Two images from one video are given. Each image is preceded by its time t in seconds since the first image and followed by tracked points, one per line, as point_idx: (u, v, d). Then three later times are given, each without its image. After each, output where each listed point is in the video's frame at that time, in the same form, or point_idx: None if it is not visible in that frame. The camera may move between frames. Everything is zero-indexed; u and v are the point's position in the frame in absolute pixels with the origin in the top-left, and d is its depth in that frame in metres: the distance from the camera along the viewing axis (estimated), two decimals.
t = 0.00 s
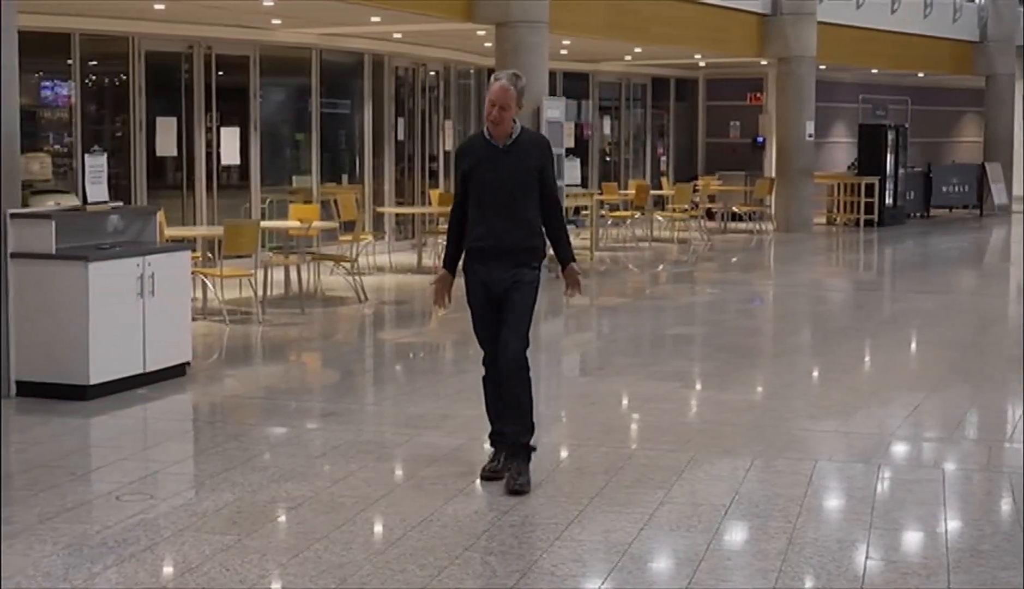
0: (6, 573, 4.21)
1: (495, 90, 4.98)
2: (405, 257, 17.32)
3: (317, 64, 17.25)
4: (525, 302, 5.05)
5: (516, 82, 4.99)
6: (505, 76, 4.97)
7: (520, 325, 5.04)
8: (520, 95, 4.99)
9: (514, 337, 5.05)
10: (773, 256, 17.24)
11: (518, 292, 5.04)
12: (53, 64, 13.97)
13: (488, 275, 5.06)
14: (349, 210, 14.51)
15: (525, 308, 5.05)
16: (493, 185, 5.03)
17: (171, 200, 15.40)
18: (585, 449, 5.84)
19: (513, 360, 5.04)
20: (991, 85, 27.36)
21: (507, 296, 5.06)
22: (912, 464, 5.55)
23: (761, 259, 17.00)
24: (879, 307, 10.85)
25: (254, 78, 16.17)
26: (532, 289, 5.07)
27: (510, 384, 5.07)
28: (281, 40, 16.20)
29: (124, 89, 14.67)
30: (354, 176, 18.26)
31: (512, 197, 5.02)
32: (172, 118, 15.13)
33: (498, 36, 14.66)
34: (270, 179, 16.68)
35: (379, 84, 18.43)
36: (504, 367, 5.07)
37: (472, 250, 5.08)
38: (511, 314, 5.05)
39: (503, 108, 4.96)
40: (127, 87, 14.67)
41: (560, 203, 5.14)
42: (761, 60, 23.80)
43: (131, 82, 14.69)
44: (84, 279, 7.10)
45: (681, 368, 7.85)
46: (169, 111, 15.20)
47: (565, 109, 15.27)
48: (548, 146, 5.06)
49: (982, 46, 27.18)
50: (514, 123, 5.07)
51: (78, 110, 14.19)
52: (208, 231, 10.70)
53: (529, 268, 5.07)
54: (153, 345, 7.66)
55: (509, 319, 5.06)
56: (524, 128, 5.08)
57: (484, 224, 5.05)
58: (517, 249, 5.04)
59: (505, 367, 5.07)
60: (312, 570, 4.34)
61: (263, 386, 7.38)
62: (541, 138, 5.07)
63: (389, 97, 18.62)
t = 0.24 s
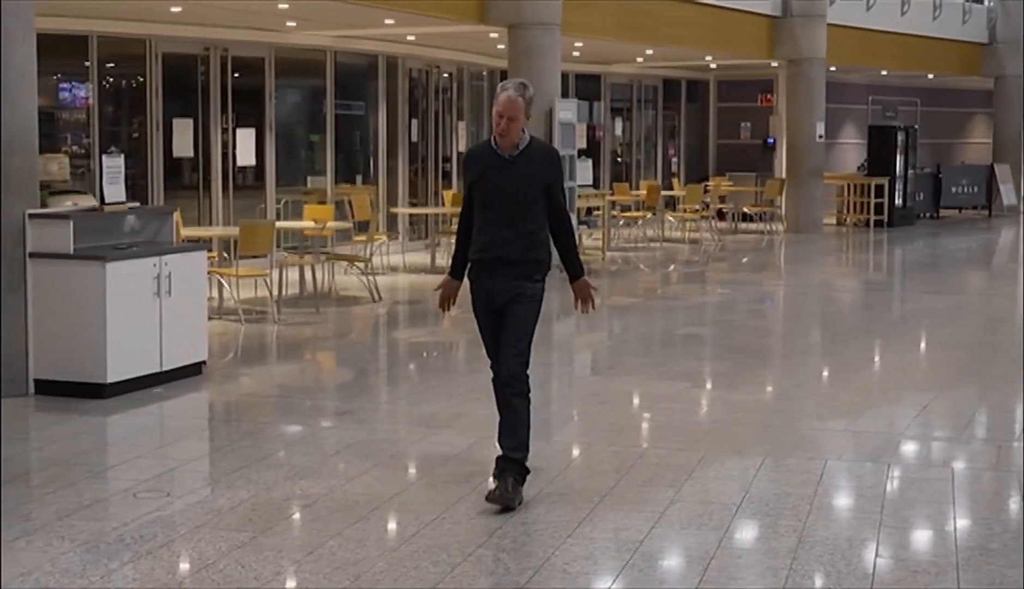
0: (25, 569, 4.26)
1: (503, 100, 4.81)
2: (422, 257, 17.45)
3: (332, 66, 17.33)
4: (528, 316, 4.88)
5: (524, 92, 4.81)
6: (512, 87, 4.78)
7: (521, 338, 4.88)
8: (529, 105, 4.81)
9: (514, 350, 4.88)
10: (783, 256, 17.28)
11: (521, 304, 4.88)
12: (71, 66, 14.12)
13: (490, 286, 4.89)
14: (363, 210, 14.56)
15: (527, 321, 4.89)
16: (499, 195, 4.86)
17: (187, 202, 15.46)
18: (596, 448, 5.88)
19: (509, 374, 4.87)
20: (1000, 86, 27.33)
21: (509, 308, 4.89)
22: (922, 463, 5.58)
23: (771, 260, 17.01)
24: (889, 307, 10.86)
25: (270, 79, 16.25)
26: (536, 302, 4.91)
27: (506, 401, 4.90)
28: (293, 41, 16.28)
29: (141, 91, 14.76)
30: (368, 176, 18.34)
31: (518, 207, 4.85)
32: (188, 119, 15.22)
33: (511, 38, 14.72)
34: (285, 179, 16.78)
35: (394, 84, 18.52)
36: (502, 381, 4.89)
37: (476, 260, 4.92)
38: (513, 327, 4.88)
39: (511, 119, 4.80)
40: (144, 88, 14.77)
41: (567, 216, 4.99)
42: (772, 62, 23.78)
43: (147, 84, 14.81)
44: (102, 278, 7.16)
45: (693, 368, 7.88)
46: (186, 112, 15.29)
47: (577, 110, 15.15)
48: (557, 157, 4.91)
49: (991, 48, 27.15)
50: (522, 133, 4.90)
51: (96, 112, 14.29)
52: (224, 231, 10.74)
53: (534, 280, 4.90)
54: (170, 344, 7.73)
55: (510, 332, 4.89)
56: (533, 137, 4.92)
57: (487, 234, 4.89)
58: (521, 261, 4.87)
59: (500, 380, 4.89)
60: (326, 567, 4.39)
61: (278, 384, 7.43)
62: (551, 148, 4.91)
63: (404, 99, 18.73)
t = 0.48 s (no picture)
0: (43, 564, 4.34)
1: (506, 98, 4.85)
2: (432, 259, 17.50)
3: (344, 69, 17.44)
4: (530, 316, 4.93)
5: (528, 90, 4.86)
6: (515, 83, 4.83)
7: (525, 339, 4.91)
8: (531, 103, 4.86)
9: (517, 354, 4.91)
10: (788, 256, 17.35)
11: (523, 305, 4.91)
12: (88, 70, 14.34)
13: (492, 286, 4.94)
14: (376, 211, 14.62)
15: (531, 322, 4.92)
16: (501, 193, 4.92)
17: (202, 204, 15.61)
18: (604, 445, 5.95)
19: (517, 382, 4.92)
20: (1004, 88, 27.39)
21: (511, 308, 4.93)
22: (926, 461, 5.64)
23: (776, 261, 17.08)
24: (893, 307, 10.92)
25: (283, 83, 16.38)
26: (540, 302, 4.94)
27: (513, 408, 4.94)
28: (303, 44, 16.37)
29: (157, 94, 14.95)
30: (379, 178, 18.42)
31: (520, 206, 4.90)
32: (202, 122, 15.36)
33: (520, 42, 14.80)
34: (299, 181, 16.88)
35: (404, 87, 18.64)
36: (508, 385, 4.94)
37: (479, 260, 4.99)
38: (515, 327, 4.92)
39: (513, 117, 4.84)
40: (159, 91, 14.95)
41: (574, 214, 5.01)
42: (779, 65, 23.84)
43: (162, 87, 14.98)
44: (118, 278, 7.25)
45: (699, 367, 7.95)
46: (202, 115, 15.46)
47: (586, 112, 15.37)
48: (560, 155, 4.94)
49: (995, 51, 27.26)
50: (526, 130, 4.95)
51: (113, 114, 14.51)
52: (239, 232, 10.81)
53: (536, 279, 4.95)
54: (185, 343, 7.82)
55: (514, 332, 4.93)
56: (537, 136, 4.96)
57: (489, 233, 4.95)
58: (522, 260, 4.92)
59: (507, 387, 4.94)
60: (339, 562, 4.46)
61: (290, 383, 7.51)
62: (554, 147, 4.95)
63: (416, 101, 18.83)
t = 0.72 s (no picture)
0: (61, 559, 4.44)
1: (501, 94, 4.79)
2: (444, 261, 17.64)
3: (356, 72, 17.60)
4: (534, 320, 4.85)
5: (522, 85, 4.80)
6: (509, 79, 4.78)
7: (529, 342, 4.86)
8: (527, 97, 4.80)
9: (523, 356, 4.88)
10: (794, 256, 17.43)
11: (525, 309, 4.83)
12: (105, 73, 14.45)
13: (493, 288, 4.85)
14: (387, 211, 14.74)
15: (534, 326, 4.86)
16: (500, 193, 4.84)
17: (218, 205, 15.79)
18: (612, 443, 6.03)
19: (526, 386, 4.91)
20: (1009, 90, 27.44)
21: (514, 312, 4.85)
22: (929, 458, 5.71)
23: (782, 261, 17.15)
24: (896, 307, 10.98)
25: (296, 86, 16.53)
26: (543, 305, 4.87)
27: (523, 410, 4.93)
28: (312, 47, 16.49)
29: (173, 97, 15.08)
30: (391, 179, 18.58)
31: (519, 206, 4.81)
32: (218, 124, 15.50)
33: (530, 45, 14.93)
34: (311, 182, 17.04)
35: (415, 90, 18.78)
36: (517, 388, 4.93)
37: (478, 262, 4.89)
38: (519, 331, 4.86)
39: (509, 112, 4.77)
40: (175, 93, 15.10)
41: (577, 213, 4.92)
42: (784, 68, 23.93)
43: (178, 89, 15.12)
44: (135, 278, 7.35)
45: (706, 366, 8.03)
46: (218, 118, 15.60)
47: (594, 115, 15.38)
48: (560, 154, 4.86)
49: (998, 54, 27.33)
50: (525, 127, 4.87)
51: (129, 117, 14.69)
52: (253, 232, 10.93)
53: (538, 281, 4.86)
54: (200, 341, 7.92)
55: (518, 335, 4.87)
56: (536, 134, 4.88)
57: (488, 234, 4.86)
58: (523, 262, 4.82)
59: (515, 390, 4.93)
60: (351, 557, 4.55)
61: (303, 380, 7.60)
62: (554, 145, 4.87)
63: (427, 104, 19.04)
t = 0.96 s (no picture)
0: (80, 553, 4.54)
1: (493, 99, 4.73)
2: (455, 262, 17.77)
3: (371, 75, 17.82)
4: (531, 332, 4.81)
5: (513, 90, 4.76)
6: (499, 82, 4.71)
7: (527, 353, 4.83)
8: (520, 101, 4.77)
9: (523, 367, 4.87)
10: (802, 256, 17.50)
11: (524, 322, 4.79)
12: (124, 76, 14.60)
13: (490, 301, 4.77)
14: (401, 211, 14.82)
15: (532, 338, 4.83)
16: (492, 206, 4.77)
17: (234, 206, 15.95)
18: (622, 440, 6.11)
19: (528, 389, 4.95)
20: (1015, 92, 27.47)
21: (512, 325, 4.79)
22: (935, 455, 5.78)
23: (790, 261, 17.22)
24: (903, 307, 11.00)
25: (312, 88, 16.73)
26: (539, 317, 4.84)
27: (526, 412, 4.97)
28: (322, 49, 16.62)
29: (191, 99, 15.25)
30: (404, 180, 18.85)
31: (513, 218, 4.75)
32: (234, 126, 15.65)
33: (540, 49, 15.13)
34: (327, 184, 17.28)
35: (429, 92, 19.05)
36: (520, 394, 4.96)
37: (472, 276, 4.79)
38: (517, 344, 4.83)
39: (503, 116, 4.72)
40: (193, 96, 15.27)
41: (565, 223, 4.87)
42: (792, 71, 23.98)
43: (196, 93, 15.28)
44: (154, 278, 7.45)
45: (715, 364, 8.10)
46: (234, 120, 15.76)
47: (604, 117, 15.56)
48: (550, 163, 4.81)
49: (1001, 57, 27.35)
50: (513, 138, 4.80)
51: (149, 119, 14.83)
52: (269, 232, 11.02)
53: (535, 293, 4.81)
54: (217, 340, 8.03)
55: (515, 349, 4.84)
56: (523, 145, 4.81)
57: (482, 247, 4.77)
58: (519, 276, 4.76)
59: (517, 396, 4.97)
60: (365, 551, 4.63)
61: (318, 378, 7.69)
62: (543, 155, 4.82)
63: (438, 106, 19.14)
